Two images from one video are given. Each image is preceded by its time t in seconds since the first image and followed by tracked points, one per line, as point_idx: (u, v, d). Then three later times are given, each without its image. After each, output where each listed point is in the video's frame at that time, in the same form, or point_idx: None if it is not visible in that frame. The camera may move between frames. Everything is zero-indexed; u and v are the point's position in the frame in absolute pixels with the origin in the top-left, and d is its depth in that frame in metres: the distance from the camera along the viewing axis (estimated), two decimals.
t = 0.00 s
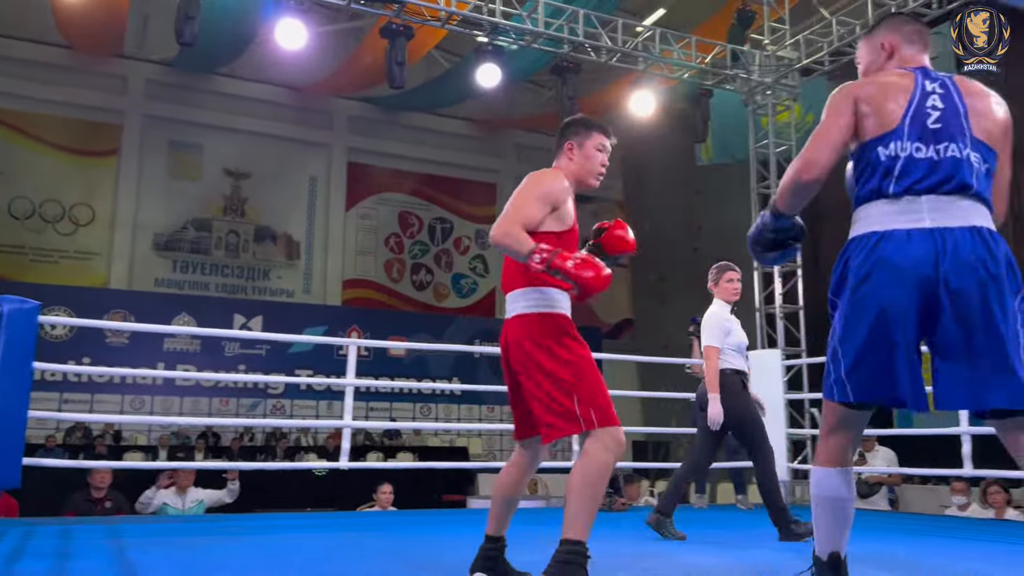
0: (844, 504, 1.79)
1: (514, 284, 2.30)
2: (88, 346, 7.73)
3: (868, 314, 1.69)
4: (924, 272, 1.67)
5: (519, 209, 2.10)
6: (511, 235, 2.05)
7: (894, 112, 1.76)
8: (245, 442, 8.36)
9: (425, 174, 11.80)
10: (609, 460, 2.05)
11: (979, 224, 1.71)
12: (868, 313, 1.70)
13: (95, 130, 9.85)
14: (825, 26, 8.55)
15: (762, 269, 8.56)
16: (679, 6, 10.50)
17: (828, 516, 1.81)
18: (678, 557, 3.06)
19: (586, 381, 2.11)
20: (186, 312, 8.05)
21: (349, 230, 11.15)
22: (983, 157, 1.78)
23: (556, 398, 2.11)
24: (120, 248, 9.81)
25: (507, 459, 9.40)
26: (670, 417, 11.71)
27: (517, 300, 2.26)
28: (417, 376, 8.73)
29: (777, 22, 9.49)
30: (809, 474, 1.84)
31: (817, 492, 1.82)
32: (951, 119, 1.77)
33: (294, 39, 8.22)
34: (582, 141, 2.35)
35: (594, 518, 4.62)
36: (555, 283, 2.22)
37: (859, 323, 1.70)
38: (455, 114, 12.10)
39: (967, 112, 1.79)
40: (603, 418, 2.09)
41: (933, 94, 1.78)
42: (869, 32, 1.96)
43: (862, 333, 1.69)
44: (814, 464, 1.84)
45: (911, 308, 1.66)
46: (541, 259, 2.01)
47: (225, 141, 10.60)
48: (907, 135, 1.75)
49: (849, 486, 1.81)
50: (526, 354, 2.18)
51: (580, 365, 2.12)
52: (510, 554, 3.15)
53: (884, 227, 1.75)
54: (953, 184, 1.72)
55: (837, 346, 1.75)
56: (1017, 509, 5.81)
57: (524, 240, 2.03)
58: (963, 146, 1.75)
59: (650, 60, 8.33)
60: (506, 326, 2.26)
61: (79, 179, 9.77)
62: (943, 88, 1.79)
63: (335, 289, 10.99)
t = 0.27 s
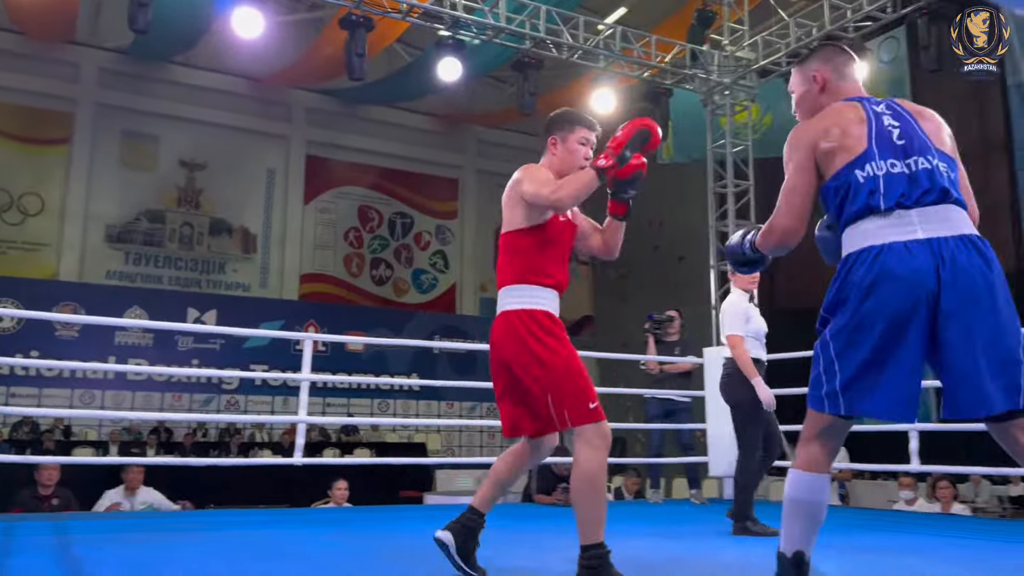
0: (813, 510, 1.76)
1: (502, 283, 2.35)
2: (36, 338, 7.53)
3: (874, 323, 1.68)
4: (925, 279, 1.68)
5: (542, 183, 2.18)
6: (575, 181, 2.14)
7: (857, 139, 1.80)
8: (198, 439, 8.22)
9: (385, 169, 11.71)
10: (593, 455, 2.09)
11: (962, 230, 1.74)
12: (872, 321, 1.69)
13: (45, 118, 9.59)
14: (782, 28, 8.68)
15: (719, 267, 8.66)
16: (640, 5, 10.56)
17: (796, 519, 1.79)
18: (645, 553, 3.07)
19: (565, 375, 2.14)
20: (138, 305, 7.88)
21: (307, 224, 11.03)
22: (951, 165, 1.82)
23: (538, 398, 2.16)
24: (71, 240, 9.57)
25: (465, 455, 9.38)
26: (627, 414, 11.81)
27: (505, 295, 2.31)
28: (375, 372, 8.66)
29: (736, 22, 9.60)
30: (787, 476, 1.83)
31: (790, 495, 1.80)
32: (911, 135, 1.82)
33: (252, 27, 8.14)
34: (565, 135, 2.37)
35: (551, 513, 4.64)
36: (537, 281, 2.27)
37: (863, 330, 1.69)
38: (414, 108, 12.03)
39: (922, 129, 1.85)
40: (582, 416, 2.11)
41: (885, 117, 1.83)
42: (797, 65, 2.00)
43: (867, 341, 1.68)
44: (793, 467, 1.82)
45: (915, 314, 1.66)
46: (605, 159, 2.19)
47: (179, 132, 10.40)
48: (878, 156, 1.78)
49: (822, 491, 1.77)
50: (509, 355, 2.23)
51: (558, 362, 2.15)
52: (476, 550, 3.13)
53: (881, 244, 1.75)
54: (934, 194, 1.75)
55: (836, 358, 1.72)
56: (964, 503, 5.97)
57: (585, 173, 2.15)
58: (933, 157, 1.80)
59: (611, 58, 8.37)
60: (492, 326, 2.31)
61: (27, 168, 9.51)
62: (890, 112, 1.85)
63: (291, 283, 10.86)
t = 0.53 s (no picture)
0: (805, 499, 1.82)
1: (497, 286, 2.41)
2: None
3: (891, 325, 1.74)
4: (947, 285, 1.73)
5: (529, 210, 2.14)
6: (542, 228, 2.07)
7: (909, 135, 1.83)
8: (152, 431, 8.08)
9: (348, 160, 11.60)
10: (579, 451, 2.13)
11: (992, 238, 1.79)
12: (889, 324, 1.74)
13: None
14: (743, 25, 8.77)
15: (680, 262, 8.72)
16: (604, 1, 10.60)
17: (786, 507, 1.84)
18: (610, 543, 3.12)
19: (553, 373, 2.22)
20: (91, 296, 7.70)
21: (266, 215, 10.88)
22: (995, 174, 1.87)
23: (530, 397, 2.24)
24: (21, 228, 9.32)
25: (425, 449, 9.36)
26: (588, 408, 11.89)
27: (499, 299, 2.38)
28: (335, 365, 8.58)
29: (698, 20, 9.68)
30: (784, 466, 1.88)
31: (787, 486, 1.85)
32: (963, 138, 1.85)
33: (209, 13, 7.97)
34: (560, 146, 2.41)
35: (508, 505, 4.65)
36: (531, 284, 2.33)
37: (882, 332, 1.74)
38: (378, 99, 11.93)
39: (976, 131, 1.88)
40: (571, 414, 2.18)
41: (943, 114, 1.86)
42: (867, 50, 2.03)
43: (883, 344, 1.74)
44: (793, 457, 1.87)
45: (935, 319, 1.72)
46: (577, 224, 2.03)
47: (136, 119, 10.18)
48: (923, 156, 1.82)
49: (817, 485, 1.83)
50: (505, 355, 2.32)
51: (549, 362, 2.23)
52: (445, 544, 3.11)
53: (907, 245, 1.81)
54: (967, 202, 1.80)
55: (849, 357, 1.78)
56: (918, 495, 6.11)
57: (553, 226, 2.06)
58: (977, 164, 1.84)
59: (575, 52, 8.40)
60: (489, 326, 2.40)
61: None
62: (951, 109, 1.88)
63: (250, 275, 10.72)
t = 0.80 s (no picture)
0: (811, 493, 1.89)
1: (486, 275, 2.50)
2: None
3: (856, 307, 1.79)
4: (912, 268, 1.78)
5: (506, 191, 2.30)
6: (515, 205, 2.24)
7: (885, 116, 1.86)
8: (105, 422, 7.94)
9: (307, 148, 11.46)
10: (567, 433, 2.22)
11: (955, 224, 1.83)
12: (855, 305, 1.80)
13: None
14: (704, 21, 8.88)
15: (640, 256, 8.78)
16: None
17: (795, 501, 1.92)
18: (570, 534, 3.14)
19: (539, 357, 2.29)
20: (42, 284, 7.53)
21: (223, 203, 10.72)
22: (962, 164, 1.91)
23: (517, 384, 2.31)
24: None
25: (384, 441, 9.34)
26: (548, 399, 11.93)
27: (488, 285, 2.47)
28: (293, 356, 8.50)
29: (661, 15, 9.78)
30: (787, 461, 1.96)
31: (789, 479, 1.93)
32: (935, 125, 1.89)
33: None
34: (549, 137, 2.49)
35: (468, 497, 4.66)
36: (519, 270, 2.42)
37: (848, 313, 1.80)
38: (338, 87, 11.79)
39: (948, 120, 1.92)
40: (557, 398, 2.26)
41: (919, 100, 1.90)
42: (849, 36, 2.09)
43: (848, 325, 1.79)
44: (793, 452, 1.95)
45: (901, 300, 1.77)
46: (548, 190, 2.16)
47: (89, 104, 9.95)
48: (897, 138, 1.85)
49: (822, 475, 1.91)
50: (492, 343, 2.39)
51: (534, 349, 2.30)
52: (405, 536, 3.08)
53: (873, 226, 1.84)
54: (933, 188, 1.84)
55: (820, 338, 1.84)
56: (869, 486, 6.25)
57: (529, 198, 2.22)
58: (945, 151, 1.88)
59: (539, 45, 8.46)
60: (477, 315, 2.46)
61: None
62: (927, 95, 1.92)
63: (206, 264, 10.55)
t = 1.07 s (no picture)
0: (770, 481, 1.92)
1: (473, 277, 2.57)
2: None
3: (826, 305, 1.82)
4: (877, 265, 1.81)
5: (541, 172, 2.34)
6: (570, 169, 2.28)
7: (834, 119, 1.90)
8: (58, 413, 7.77)
9: (267, 136, 11.31)
10: (568, 427, 2.35)
11: (915, 216, 1.87)
12: (824, 303, 1.83)
13: None
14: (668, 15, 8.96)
15: (602, 247, 8.78)
16: None
17: (755, 490, 1.94)
18: (531, 525, 3.15)
19: (535, 357, 2.41)
20: None
21: (180, 190, 10.54)
22: (914, 154, 1.95)
23: (514, 378, 2.40)
24: None
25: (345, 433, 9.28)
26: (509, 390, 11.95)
27: (475, 288, 2.54)
28: (252, 346, 8.40)
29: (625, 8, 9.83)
30: (749, 450, 1.98)
31: (751, 467, 1.95)
32: (882, 121, 1.93)
33: None
34: (536, 137, 2.56)
35: (428, 487, 4.66)
36: (505, 274, 2.50)
37: (816, 310, 1.83)
38: (299, 74, 11.66)
39: (892, 115, 1.97)
40: (555, 392, 2.38)
41: (861, 98, 1.94)
42: (784, 40, 2.11)
43: (818, 323, 1.82)
44: (755, 442, 1.97)
45: (867, 297, 1.80)
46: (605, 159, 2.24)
47: (42, 87, 9.72)
48: (847, 140, 1.89)
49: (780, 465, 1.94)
50: (483, 343, 2.48)
51: (530, 347, 2.42)
52: (365, 527, 3.07)
53: (837, 227, 1.88)
54: (892, 182, 1.88)
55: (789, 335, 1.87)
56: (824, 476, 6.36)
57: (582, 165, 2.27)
58: (898, 146, 1.92)
59: (504, 35, 8.43)
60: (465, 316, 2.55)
61: None
62: (867, 93, 1.96)
63: (163, 252, 10.38)
